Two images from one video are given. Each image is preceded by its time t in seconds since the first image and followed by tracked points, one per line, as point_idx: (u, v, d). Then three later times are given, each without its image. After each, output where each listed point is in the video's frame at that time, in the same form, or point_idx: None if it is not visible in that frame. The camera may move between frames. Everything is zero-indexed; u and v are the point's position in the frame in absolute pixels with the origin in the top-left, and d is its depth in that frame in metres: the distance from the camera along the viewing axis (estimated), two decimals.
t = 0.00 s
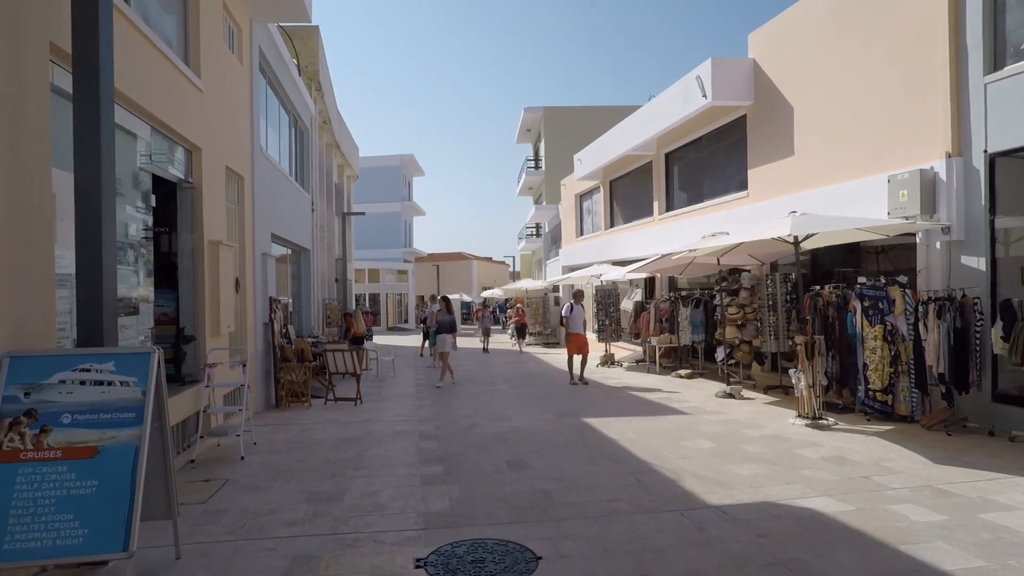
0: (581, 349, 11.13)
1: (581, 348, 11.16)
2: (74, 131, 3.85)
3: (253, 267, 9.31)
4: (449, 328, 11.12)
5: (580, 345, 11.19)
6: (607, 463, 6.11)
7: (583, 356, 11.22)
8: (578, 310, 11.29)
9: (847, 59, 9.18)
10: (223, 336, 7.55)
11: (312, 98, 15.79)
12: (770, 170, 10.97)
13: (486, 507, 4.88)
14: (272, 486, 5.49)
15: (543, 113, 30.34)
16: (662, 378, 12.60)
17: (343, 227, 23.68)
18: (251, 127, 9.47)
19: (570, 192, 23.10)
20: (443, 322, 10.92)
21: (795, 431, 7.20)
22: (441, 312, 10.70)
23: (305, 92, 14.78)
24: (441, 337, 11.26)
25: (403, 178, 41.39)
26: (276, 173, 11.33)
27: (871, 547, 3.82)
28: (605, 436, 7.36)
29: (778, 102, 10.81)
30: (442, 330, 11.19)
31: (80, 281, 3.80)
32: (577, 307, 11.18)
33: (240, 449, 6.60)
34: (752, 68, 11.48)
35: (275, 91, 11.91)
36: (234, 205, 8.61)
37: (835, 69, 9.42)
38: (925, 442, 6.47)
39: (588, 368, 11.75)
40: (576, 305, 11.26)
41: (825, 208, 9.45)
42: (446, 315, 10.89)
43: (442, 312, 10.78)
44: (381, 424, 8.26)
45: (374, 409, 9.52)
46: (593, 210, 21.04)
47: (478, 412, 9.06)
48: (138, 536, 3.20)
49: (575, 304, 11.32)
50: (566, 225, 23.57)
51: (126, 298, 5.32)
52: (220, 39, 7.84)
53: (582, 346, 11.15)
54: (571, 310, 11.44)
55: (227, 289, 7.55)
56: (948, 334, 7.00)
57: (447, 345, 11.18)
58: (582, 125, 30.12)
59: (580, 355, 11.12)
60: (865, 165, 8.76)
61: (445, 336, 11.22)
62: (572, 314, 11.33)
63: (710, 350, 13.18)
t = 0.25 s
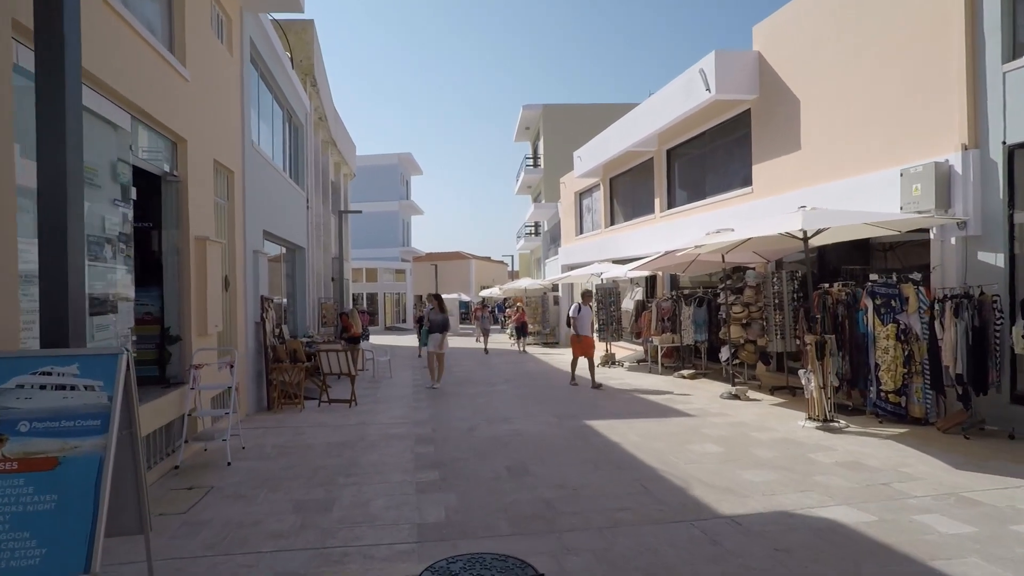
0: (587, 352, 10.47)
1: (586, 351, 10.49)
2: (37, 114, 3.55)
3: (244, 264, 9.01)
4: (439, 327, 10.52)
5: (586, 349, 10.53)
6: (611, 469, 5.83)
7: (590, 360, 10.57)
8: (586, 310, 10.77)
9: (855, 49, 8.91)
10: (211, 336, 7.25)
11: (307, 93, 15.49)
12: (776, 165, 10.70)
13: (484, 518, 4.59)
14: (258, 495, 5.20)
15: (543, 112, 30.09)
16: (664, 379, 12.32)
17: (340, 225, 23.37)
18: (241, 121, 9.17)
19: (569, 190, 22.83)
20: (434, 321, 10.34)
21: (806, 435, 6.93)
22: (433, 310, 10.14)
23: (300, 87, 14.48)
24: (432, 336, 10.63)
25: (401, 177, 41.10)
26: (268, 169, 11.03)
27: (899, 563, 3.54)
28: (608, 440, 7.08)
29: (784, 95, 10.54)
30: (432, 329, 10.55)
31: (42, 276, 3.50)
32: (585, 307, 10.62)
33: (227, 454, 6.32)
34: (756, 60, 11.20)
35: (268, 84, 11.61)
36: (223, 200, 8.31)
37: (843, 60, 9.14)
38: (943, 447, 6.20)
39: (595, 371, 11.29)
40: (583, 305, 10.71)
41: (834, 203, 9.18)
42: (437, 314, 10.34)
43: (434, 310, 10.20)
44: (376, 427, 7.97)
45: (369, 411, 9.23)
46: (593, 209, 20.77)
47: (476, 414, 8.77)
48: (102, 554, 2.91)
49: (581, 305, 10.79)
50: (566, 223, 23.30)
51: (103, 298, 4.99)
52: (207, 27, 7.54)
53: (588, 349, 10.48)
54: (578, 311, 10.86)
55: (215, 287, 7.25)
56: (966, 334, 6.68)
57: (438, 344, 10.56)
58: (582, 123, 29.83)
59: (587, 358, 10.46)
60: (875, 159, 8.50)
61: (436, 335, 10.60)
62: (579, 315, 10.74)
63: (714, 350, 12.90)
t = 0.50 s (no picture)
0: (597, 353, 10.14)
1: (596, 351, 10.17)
2: None
3: (235, 263, 8.72)
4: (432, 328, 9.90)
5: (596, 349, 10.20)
6: (617, 477, 5.56)
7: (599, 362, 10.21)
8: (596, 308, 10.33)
9: (864, 42, 8.63)
10: (198, 337, 6.97)
11: (302, 89, 15.21)
12: (783, 162, 10.43)
13: (484, 532, 4.31)
14: (244, 506, 4.92)
15: (542, 110, 29.82)
16: (667, 380, 12.07)
17: (337, 224, 23.12)
18: (233, 115, 8.89)
19: (569, 188, 22.56)
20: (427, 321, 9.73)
21: (819, 440, 6.66)
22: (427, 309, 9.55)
23: (295, 82, 14.20)
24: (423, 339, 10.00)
25: (398, 175, 40.80)
26: (262, 166, 10.76)
27: None
28: (613, 446, 6.82)
29: (790, 90, 10.26)
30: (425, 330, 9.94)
31: None
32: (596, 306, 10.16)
33: (213, 462, 6.02)
34: (761, 54, 10.92)
35: (261, 79, 11.32)
36: (213, 197, 8.02)
37: (851, 53, 8.86)
38: (964, 453, 5.93)
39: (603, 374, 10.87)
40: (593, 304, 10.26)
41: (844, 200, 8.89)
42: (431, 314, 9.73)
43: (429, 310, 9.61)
44: (372, 432, 7.69)
45: (365, 415, 8.96)
46: (593, 207, 20.52)
47: (475, 418, 8.50)
48: None
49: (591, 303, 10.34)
50: (565, 223, 23.06)
51: (78, 298, 4.69)
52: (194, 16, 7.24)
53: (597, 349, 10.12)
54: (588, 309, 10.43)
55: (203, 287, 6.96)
56: (987, 335, 6.42)
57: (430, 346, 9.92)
58: (582, 122, 29.55)
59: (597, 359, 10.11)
60: (885, 155, 8.22)
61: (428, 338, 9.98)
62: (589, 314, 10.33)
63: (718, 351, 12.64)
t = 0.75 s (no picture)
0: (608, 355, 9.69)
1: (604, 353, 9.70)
2: None
3: (229, 260, 8.42)
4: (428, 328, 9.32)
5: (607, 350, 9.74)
6: (627, 483, 5.29)
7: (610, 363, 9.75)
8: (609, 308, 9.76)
9: (879, 31, 8.35)
10: (191, 337, 6.69)
11: (299, 84, 14.89)
12: (794, 156, 10.14)
13: (489, 544, 4.04)
14: (235, 516, 4.65)
15: (542, 107, 29.55)
16: (674, 380, 11.80)
17: (336, 223, 22.85)
18: (226, 107, 8.59)
19: (571, 186, 22.31)
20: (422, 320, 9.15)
21: (836, 443, 6.39)
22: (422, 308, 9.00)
23: (293, 77, 13.93)
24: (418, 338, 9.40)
25: (398, 174, 40.52)
26: (258, 161, 10.48)
27: None
28: (622, 450, 6.54)
29: (800, 83, 9.98)
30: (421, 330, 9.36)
31: None
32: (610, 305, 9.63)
33: (204, 467, 5.73)
34: (771, 46, 10.64)
35: (257, 72, 11.04)
36: (206, 191, 7.73)
37: (865, 44, 8.59)
38: (990, 457, 5.67)
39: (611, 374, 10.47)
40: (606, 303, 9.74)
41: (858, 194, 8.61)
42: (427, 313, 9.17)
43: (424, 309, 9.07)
44: (370, 435, 7.42)
45: (364, 416, 8.69)
46: (596, 205, 20.25)
47: (477, 420, 8.23)
48: None
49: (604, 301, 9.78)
50: (567, 221, 22.80)
51: (56, 294, 4.40)
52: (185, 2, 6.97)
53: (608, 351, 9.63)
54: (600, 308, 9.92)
55: (195, 284, 6.67)
56: (1015, 334, 6.11)
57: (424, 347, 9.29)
58: (583, 119, 29.29)
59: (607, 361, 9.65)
60: (903, 147, 7.92)
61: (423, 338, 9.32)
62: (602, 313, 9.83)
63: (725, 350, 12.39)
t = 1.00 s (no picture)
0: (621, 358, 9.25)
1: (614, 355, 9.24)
2: None
3: (223, 258, 8.15)
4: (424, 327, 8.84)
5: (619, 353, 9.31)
6: (640, 492, 5.02)
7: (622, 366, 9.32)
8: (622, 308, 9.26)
9: (896, 21, 8.10)
10: (183, 337, 6.42)
11: (298, 79, 14.63)
12: (805, 152, 9.88)
13: (497, 560, 3.78)
14: (226, 527, 4.38)
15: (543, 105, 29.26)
16: (680, 382, 11.53)
17: (335, 221, 22.57)
18: (221, 100, 8.32)
19: (573, 184, 22.04)
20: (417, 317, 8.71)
21: (856, 448, 6.13)
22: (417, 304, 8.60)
23: (291, 72, 13.66)
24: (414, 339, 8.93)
25: (398, 173, 40.22)
26: (254, 157, 10.21)
27: None
28: (632, 455, 6.27)
29: (812, 76, 9.72)
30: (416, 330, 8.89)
31: None
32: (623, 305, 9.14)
33: (195, 474, 5.45)
34: (781, 38, 10.37)
35: (254, 66, 10.76)
36: (199, 186, 7.46)
37: (881, 34, 8.33)
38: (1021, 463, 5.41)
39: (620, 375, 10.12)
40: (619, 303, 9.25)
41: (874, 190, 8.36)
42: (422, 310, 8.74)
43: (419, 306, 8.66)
44: (370, 439, 7.16)
45: (364, 419, 8.42)
46: (598, 203, 19.98)
47: (480, 423, 7.96)
48: None
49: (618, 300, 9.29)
50: (569, 219, 22.53)
51: (35, 292, 4.15)
52: None
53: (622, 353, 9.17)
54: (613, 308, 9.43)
55: (186, 282, 6.40)
56: None
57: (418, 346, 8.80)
58: (584, 117, 29.01)
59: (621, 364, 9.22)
60: (924, 140, 7.67)
61: (419, 338, 8.83)
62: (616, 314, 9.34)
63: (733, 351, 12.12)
